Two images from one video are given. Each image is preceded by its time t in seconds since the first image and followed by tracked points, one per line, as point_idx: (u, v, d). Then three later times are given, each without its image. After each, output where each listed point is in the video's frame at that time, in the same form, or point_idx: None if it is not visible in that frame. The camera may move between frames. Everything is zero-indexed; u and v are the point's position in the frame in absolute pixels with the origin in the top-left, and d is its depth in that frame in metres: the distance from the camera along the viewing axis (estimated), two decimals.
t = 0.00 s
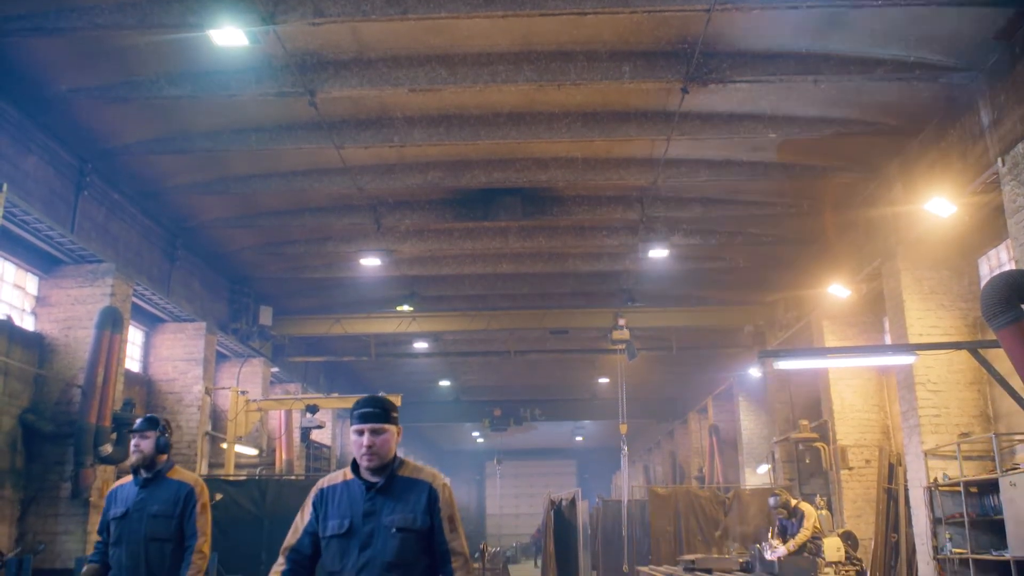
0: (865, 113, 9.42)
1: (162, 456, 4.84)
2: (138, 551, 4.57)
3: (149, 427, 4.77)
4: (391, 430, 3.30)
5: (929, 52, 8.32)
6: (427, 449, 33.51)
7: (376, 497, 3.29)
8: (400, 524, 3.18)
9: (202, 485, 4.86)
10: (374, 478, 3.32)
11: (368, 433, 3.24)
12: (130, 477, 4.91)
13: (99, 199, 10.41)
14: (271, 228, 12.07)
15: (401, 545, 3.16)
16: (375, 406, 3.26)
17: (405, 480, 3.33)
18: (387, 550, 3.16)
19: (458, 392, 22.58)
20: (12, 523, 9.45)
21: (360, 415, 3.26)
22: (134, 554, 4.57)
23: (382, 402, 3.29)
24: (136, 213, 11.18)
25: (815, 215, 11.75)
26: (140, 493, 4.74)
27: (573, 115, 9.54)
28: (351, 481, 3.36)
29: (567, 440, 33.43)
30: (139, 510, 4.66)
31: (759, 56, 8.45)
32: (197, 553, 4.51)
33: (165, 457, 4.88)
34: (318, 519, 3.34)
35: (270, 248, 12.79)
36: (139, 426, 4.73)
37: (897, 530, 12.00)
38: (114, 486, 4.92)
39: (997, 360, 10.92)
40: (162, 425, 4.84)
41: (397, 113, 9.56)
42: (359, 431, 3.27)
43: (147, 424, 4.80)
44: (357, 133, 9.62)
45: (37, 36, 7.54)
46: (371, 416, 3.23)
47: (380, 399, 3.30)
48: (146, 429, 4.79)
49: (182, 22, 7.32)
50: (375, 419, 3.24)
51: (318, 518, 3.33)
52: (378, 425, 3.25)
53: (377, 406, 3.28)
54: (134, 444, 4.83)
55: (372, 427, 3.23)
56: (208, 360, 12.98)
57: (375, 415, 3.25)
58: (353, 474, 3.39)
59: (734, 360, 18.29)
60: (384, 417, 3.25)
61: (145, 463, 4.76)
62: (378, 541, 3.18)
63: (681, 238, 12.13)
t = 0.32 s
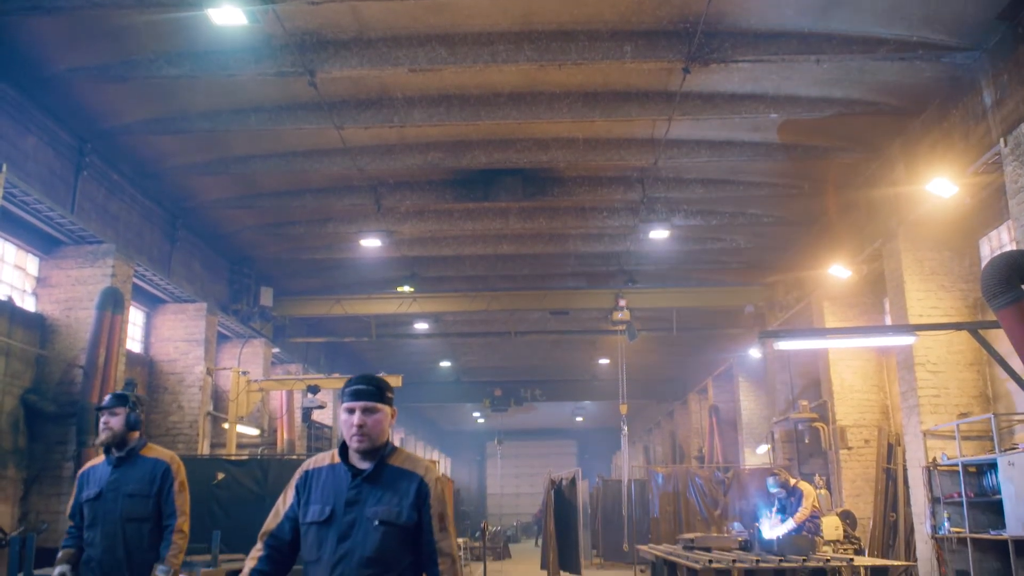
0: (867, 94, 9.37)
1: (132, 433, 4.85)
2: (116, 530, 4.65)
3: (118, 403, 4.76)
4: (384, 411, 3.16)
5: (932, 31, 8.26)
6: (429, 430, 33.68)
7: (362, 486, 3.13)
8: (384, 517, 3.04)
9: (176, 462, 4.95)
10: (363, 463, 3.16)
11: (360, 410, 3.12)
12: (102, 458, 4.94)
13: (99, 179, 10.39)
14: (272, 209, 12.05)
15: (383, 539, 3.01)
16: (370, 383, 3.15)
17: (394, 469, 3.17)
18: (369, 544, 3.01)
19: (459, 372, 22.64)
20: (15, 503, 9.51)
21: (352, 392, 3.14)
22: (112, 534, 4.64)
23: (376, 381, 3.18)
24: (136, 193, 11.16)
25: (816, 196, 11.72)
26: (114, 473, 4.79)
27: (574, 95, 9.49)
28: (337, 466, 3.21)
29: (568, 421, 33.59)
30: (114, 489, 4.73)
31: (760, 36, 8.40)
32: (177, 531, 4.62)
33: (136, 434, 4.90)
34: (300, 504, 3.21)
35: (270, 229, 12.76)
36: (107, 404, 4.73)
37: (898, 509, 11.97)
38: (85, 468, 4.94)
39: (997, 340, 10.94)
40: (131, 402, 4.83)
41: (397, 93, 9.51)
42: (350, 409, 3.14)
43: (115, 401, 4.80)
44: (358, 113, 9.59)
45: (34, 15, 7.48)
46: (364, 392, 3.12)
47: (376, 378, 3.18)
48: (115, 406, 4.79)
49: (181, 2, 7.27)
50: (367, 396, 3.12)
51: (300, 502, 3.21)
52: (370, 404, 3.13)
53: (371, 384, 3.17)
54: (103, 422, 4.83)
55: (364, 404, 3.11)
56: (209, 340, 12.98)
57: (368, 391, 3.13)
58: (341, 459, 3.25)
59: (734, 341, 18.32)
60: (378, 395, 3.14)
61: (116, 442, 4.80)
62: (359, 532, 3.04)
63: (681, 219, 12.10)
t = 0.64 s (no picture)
0: (871, 69, 9.29)
1: (108, 397, 4.67)
2: (93, 496, 4.50)
3: (90, 367, 4.58)
4: (376, 367, 3.11)
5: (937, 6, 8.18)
6: (429, 405, 33.80)
7: (346, 440, 3.07)
8: (367, 475, 2.97)
9: (156, 425, 4.81)
10: (348, 418, 3.10)
11: (351, 366, 3.06)
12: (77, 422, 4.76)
13: (98, 154, 10.36)
14: (271, 185, 12.00)
15: (366, 498, 2.94)
16: (363, 338, 3.09)
17: (380, 425, 3.09)
18: (351, 502, 2.95)
19: (460, 348, 22.67)
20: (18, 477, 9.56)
21: (344, 347, 3.09)
22: (90, 500, 4.50)
23: (370, 335, 3.12)
24: (136, 168, 11.15)
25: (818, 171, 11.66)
26: (91, 438, 4.63)
27: (575, 70, 9.41)
28: (322, 418, 3.16)
29: (569, 396, 33.71)
30: (92, 455, 4.57)
31: (764, 10, 8.32)
32: (163, 497, 4.55)
33: (112, 398, 4.72)
34: (281, 458, 3.15)
35: (270, 204, 12.73)
36: (78, 368, 4.54)
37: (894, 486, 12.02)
38: (58, 432, 4.76)
39: (997, 317, 10.94)
40: (104, 364, 4.64)
41: (398, 68, 9.44)
42: (340, 363, 3.09)
43: (87, 364, 4.61)
44: (358, 88, 9.53)
45: None
46: (357, 347, 3.07)
47: (370, 332, 3.14)
48: (86, 370, 4.60)
49: None
50: (360, 351, 3.07)
51: (280, 457, 3.15)
52: (362, 359, 3.07)
53: (365, 339, 3.11)
54: (76, 386, 4.64)
55: (356, 360, 3.06)
56: (210, 316, 13.00)
57: (361, 346, 3.07)
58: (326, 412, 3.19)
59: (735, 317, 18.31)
60: (370, 351, 3.08)
61: (92, 407, 4.62)
62: (341, 489, 2.98)
63: (682, 195, 12.03)
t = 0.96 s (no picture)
0: (875, 42, 9.19)
1: (90, 366, 4.35)
2: (72, 468, 4.19)
3: (72, 334, 4.29)
4: (349, 317, 2.75)
5: None
6: (431, 381, 33.98)
7: (322, 398, 2.68)
8: (346, 432, 2.57)
9: (140, 395, 4.46)
10: (323, 376, 2.72)
11: (319, 316, 2.70)
12: (56, 391, 4.45)
13: (97, 127, 10.32)
14: (271, 159, 11.96)
15: (348, 459, 2.55)
16: (332, 285, 2.75)
17: (359, 379, 2.71)
18: (331, 463, 2.55)
19: (461, 324, 22.75)
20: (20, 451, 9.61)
21: (312, 296, 2.74)
22: (69, 471, 4.19)
23: (340, 282, 2.78)
24: (136, 143, 11.12)
25: (821, 146, 11.58)
26: (69, 408, 4.30)
27: (577, 43, 9.33)
28: (295, 379, 2.79)
29: (569, 372, 33.86)
30: (71, 426, 4.25)
31: None
32: (153, 470, 4.23)
33: (95, 367, 4.40)
34: (257, 424, 2.79)
35: (270, 179, 12.70)
36: (59, 334, 4.25)
37: (892, 460, 12.12)
38: (36, 400, 4.44)
39: (998, 292, 10.95)
40: (86, 331, 4.33)
41: (397, 42, 9.36)
42: (310, 315, 2.73)
43: (67, 332, 4.31)
44: (358, 62, 9.46)
45: None
46: (324, 294, 2.72)
47: (339, 280, 2.78)
48: (67, 338, 4.30)
49: None
50: (328, 298, 2.72)
51: (255, 423, 2.78)
52: (331, 308, 2.72)
53: (334, 286, 2.76)
54: (55, 354, 4.33)
55: (324, 308, 2.70)
56: (210, 291, 13.03)
57: (329, 293, 2.72)
58: (300, 373, 2.82)
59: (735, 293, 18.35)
60: (340, 298, 2.73)
61: (72, 375, 4.30)
62: (320, 451, 2.58)
63: (684, 170, 11.98)
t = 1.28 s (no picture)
0: (879, 15, 9.09)
1: (71, 342, 4.21)
2: (50, 448, 4.06)
3: (54, 308, 4.15)
4: (309, 290, 2.53)
5: None
6: (432, 357, 34.10)
7: (287, 379, 2.47)
8: (315, 415, 2.37)
9: (122, 373, 4.37)
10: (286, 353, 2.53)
11: (276, 288, 2.49)
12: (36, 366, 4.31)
13: (96, 102, 10.27)
14: (271, 134, 11.91)
15: (319, 443, 2.36)
16: (288, 255, 2.53)
17: (327, 356, 2.51)
18: (301, 449, 2.35)
19: (461, 300, 22.78)
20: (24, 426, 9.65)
21: (266, 268, 2.52)
22: (48, 453, 4.06)
23: (297, 250, 2.56)
24: (135, 118, 11.06)
25: (823, 121, 11.51)
26: (50, 385, 4.17)
27: (578, 16, 9.25)
28: (257, 359, 2.59)
29: (570, 347, 33.97)
30: (51, 404, 4.12)
31: None
32: (134, 453, 4.17)
33: (76, 342, 4.26)
34: (220, 411, 2.59)
35: (270, 154, 12.67)
36: (41, 307, 4.10)
37: (892, 433, 12.17)
38: (16, 374, 4.30)
39: (999, 267, 10.94)
40: (69, 305, 4.19)
41: (397, 15, 9.29)
42: (267, 289, 2.52)
43: (50, 305, 4.16)
44: (357, 36, 9.40)
45: None
46: (280, 265, 2.50)
47: (298, 249, 2.56)
48: (49, 311, 4.16)
49: None
50: (284, 269, 2.50)
51: (218, 410, 2.58)
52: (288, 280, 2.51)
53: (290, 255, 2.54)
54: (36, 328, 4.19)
55: (280, 280, 2.49)
56: (211, 266, 13.04)
57: (285, 263, 2.51)
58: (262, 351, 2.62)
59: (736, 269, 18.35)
60: (298, 269, 2.52)
61: (53, 351, 4.16)
62: (287, 437, 2.38)
63: (685, 144, 11.91)
